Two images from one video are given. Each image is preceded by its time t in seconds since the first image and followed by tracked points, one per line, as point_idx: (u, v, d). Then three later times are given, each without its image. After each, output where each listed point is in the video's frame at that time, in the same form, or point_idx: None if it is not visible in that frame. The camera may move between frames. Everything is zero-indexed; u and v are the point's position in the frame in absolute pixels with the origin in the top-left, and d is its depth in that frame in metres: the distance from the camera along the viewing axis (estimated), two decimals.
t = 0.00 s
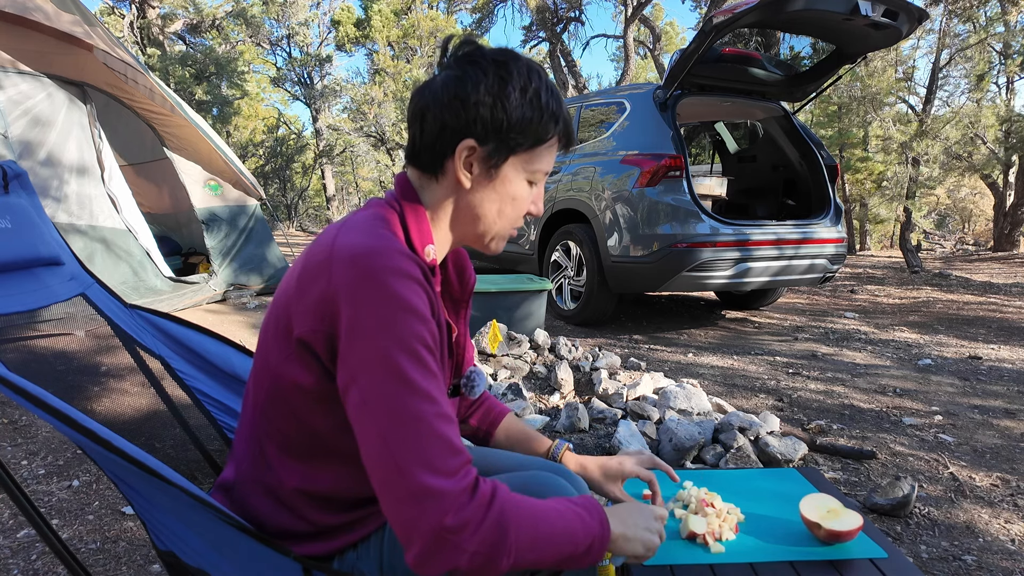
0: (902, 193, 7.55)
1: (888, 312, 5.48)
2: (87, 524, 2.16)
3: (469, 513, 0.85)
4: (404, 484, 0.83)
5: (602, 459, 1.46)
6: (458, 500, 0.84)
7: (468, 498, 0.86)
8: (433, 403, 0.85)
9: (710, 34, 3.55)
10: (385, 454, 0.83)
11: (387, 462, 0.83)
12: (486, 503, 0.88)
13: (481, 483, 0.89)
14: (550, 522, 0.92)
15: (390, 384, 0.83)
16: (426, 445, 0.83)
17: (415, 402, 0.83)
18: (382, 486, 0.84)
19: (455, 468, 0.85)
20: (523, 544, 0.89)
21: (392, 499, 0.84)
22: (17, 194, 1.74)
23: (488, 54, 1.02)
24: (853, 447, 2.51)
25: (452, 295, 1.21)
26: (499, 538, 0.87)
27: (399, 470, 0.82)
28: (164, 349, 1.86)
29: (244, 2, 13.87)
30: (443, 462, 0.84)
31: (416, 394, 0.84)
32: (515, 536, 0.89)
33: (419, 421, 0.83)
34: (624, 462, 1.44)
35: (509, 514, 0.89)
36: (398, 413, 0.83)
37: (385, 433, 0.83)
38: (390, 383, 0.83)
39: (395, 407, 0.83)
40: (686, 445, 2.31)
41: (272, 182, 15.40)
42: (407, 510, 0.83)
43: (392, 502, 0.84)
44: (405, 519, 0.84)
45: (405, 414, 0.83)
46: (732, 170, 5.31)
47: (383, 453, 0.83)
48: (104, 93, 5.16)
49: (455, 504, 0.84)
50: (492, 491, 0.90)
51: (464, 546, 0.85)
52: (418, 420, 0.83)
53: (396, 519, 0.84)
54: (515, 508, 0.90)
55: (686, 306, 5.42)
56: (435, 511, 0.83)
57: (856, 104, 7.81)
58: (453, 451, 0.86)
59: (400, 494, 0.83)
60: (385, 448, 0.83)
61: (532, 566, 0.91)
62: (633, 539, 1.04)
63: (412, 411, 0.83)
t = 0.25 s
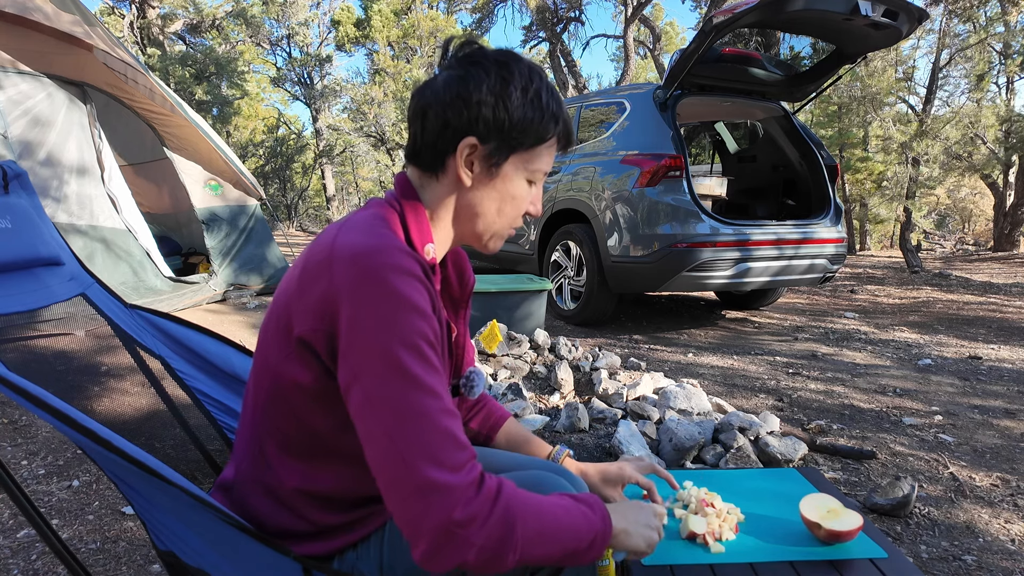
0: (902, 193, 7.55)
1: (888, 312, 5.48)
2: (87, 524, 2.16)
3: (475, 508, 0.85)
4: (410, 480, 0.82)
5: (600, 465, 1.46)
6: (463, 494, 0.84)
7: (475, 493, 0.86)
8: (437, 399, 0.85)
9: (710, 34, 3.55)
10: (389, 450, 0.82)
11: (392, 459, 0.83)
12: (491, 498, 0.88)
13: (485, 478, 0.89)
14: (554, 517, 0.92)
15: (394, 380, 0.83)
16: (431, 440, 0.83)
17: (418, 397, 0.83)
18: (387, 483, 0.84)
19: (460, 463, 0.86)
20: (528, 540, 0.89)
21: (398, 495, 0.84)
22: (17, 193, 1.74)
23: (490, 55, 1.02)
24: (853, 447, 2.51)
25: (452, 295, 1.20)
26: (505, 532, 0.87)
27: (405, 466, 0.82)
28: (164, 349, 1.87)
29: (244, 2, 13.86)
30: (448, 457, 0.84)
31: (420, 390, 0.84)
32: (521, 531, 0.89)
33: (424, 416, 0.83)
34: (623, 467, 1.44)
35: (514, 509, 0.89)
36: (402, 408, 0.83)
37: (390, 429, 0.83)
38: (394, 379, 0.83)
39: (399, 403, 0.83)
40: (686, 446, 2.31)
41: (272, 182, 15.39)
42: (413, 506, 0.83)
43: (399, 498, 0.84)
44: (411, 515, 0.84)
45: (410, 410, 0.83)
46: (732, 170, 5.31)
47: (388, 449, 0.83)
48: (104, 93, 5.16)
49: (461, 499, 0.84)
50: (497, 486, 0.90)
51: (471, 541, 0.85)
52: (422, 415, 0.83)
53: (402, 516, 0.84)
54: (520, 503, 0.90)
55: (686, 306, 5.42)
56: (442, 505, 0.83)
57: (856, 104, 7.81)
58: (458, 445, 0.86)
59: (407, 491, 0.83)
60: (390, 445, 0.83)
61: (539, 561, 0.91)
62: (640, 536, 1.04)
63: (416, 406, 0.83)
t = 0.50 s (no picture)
0: (902, 193, 7.55)
1: (888, 312, 5.48)
2: (87, 524, 2.16)
3: (478, 506, 0.85)
4: (412, 478, 0.82)
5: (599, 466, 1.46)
6: (466, 493, 0.84)
7: (477, 491, 0.86)
8: (439, 397, 0.85)
9: (710, 34, 3.55)
10: (391, 449, 0.82)
11: (395, 457, 0.83)
12: (493, 496, 0.88)
13: (487, 476, 0.89)
14: (555, 516, 0.92)
15: (396, 378, 0.83)
16: (433, 438, 0.83)
17: (421, 396, 0.83)
18: (389, 482, 0.84)
19: (462, 461, 0.86)
20: (530, 538, 0.89)
21: (401, 494, 0.84)
22: (17, 194, 1.74)
23: (491, 56, 1.03)
24: (853, 447, 2.51)
25: (452, 296, 1.20)
26: (507, 530, 0.87)
27: (407, 465, 0.82)
28: (164, 349, 1.87)
29: (244, 2, 13.86)
30: (450, 455, 0.84)
31: (422, 388, 0.84)
32: (523, 530, 0.89)
33: (426, 414, 0.83)
34: (624, 470, 1.43)
35: (516, 507, 0.90)
36: (405, 407, 0.83)
37: (392, 428, 0.82)
38: (396, 377, 0.83)
39: (401, 401, 0.83)
40: (686, 446, 2.31)
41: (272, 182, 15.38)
42: (416, 504, 0.83)
43: (401, 497, 0.84)
44: (414, 513, 0.84)
45: (412, 409, 0.83)
46: (732, 170, 5.31)
47: (390, 448, 0.83)
48: (104, 93, 5.16)
49: (464, 496, 0.84)
50: (499, 485, 0.90)
51: (473, 539, 0.85)
52: (424, 413, 0.83)
53: (404, 514, 0.84)
54: (522, 502, 0.90)
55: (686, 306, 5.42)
56: (445, 504, 0.83)
57: (856, 104, 7.81)
58: (460, 444, 0.86)
59: (409, 489, 0.83)
60: (393, 443, 0.83)
61: (540, 560, 0.91)
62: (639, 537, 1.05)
63: (418, 405, 0.83)
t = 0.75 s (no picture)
0: (902, 193, 7.56)
1: (887, 312, 5.49)
2: (87, 524, 2.16)
3: (479, 506, 0.85)
4: (413, 478, 0.82)
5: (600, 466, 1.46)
6: (467, 492, 0.84)
7: (478, 490, 0.86)
8: (439, 396, 0.85)
9: (710, 34, 3.55)
10: (392, 448, 0.82)
11: (395, 457, 0.83)
12: (494, 496, 0.88)
13: (488, 476, 0.89)
14: (555, 517, 0.92)
15: (397, 376, 0.83)
16: (434, 438, 0.83)
17: (422, 395, 0.83)
18: (389, 481, 0.84)
19: (463, 460, 0.86)
20: (531, 539, 0.89)
21: (401, 493, 0.84)
22: (17, 193, 1.74)
23: (492, 56, 1.03)
24: (853, 447, 2.51)
25: (452, 295, 1.20)
26: (508, 530, 0.87)
27: (408, 464, 0.82)
28: (163, 349, 1.87)
29: (244, 2, 13.84)
30: (451, 455, 0.84)
31: (423, 386, 0.84)
32: (523, 530, 0.89)
33: (427, 413, 0.83)
34: (624, 469, 1.44)
35: (516, 507, 0.90)
36: (406, 406, 0.83)
37: (393, 427, 0.82)
38: (396, 376, 0.83)
39: (402, 400, 0.83)
40: (686, 446, 2.31)
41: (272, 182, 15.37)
42: (416, 504, 0.83)
43: (402, 496, 0.84)
44: (415, 513, 0.84)
45: (412, 408, 0.83)
46: (732, 170, 5.32)
47: (391, 447, 0.83)
48: (104, 93, 5.16)
49: (465, 496, 0.84)
50: (500, 484, 0.90)
51: (474, 539, 0.84)
52: (425, 412, 0.83)
53: (405, 514, 0.84)
54: (523, 502, 0.90)
55: (686, 306, 5.42)
56: (446, 503, 0.83)
57: (856, 104, 7.82)
58: (461, 443, 0.86)
59: (410, 489, 0.83)
60: (394, 443, 0.82)
61: (541, 561, 0.91)
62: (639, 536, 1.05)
63: (419, 405, 0.83)
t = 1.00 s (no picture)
0: (902, 193, 7.57)
1: (888, 312, 5.49)
2: (87, 524, 2.16)
3: (479, 505, 0.85)
4: (413, 477, 0.82)
5: (601, 466, 1.46)
6: (467, 492, 0.84)
7: (478, 490, 0.86)
8: (440, 396, 0.85)
9: (710, 34, 3.55)
10: (393, 448, 0.82)
11: (395, 456, 0.83)
12: (494, 495, 0.88)
13: (488, 476, 0.89)
14: (555, 518, 0.92)
15: (397, 376, 0.83)
16: (434, 437, 0.83)
17: (422, 395, 0.83)
18: (389, 481, 0.84)
19: (463, 460, 0.86)
20: (531, 539, 0.89)
21: (402, 494, 0.84)
22: (17, 194, 1.74)
23: (493, 57, 1.03)
24: (853, 447, 2.51)
25: (452, 296, 1.20)
26: (509, 530, 0.87)
27: (408, 464, 0.82)
28: (163, 349, 1.87)
29: (244, 2, 13.83)
30: (452, 454, 0.84)
31: (422, 386, 0.84)
32: (524, 530, 0.89)
33: (427, 413, 0.83)
34: (625, 468, 1.43)
35: (517, 506, 0.90)
36: (406, 406, 0.83)
37: (393, 427, 0.82)
38: (396, 376, 0.83)
39: (402, 401, 0.83)
40: (686, 445, 2.31)
41: (272, 182, 15.36)
42: (417, 504, 0.83)
43: (402, 496, 0.84)
44: (415, 512, 0.83)
45: (412, 408, 0.83)
46: (732, 170, 5.32)
47: (391, 447, 0.83)
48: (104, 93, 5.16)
49: (465, 495, 0.84)
50: (500, 483, 0.90)
51: (474, 539, 0.84)
52: (425, 412, 0.83)
53: (405, 513, 0.84)
54: (523, 502, 0.90)
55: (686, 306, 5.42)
56: (446, 503, 0.83)
57: (856, 104, 7.82)
58: (461, 442, 0.86)
59: (410, 488, 0.83)
60: (394, 443, 0.82)
61: (541, 561, 0.91)
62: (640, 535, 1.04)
63: (419, 404, 0.83)
